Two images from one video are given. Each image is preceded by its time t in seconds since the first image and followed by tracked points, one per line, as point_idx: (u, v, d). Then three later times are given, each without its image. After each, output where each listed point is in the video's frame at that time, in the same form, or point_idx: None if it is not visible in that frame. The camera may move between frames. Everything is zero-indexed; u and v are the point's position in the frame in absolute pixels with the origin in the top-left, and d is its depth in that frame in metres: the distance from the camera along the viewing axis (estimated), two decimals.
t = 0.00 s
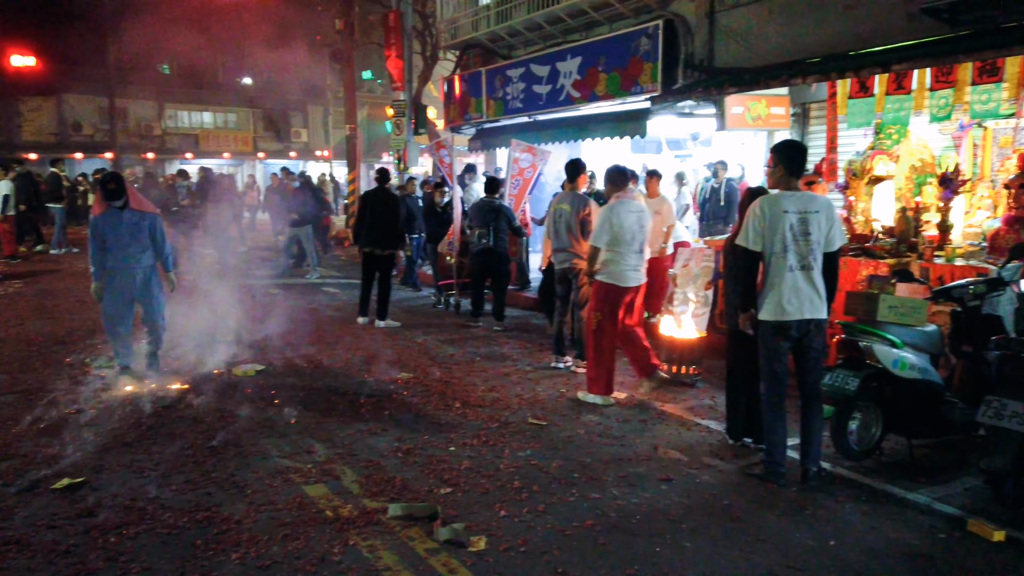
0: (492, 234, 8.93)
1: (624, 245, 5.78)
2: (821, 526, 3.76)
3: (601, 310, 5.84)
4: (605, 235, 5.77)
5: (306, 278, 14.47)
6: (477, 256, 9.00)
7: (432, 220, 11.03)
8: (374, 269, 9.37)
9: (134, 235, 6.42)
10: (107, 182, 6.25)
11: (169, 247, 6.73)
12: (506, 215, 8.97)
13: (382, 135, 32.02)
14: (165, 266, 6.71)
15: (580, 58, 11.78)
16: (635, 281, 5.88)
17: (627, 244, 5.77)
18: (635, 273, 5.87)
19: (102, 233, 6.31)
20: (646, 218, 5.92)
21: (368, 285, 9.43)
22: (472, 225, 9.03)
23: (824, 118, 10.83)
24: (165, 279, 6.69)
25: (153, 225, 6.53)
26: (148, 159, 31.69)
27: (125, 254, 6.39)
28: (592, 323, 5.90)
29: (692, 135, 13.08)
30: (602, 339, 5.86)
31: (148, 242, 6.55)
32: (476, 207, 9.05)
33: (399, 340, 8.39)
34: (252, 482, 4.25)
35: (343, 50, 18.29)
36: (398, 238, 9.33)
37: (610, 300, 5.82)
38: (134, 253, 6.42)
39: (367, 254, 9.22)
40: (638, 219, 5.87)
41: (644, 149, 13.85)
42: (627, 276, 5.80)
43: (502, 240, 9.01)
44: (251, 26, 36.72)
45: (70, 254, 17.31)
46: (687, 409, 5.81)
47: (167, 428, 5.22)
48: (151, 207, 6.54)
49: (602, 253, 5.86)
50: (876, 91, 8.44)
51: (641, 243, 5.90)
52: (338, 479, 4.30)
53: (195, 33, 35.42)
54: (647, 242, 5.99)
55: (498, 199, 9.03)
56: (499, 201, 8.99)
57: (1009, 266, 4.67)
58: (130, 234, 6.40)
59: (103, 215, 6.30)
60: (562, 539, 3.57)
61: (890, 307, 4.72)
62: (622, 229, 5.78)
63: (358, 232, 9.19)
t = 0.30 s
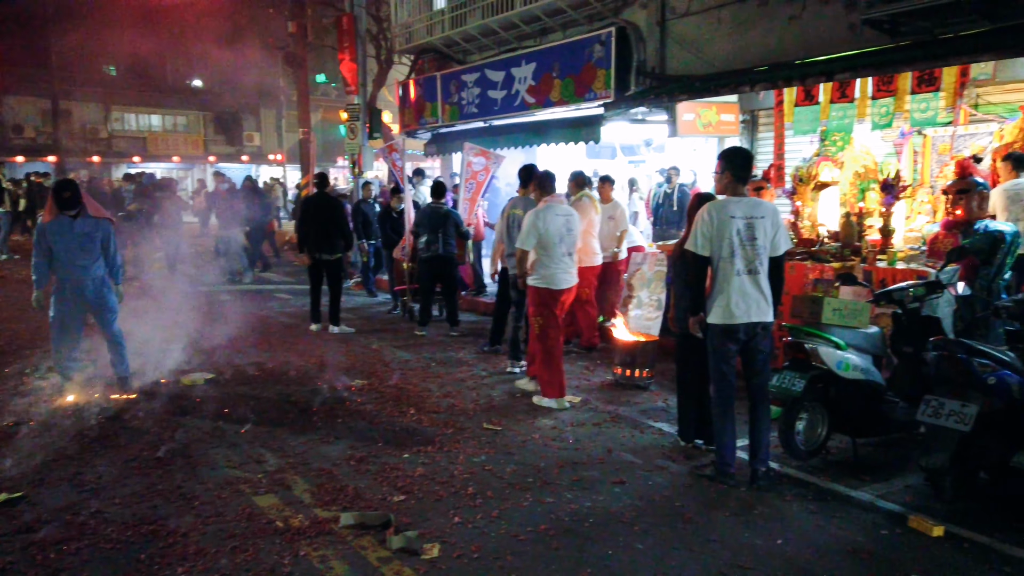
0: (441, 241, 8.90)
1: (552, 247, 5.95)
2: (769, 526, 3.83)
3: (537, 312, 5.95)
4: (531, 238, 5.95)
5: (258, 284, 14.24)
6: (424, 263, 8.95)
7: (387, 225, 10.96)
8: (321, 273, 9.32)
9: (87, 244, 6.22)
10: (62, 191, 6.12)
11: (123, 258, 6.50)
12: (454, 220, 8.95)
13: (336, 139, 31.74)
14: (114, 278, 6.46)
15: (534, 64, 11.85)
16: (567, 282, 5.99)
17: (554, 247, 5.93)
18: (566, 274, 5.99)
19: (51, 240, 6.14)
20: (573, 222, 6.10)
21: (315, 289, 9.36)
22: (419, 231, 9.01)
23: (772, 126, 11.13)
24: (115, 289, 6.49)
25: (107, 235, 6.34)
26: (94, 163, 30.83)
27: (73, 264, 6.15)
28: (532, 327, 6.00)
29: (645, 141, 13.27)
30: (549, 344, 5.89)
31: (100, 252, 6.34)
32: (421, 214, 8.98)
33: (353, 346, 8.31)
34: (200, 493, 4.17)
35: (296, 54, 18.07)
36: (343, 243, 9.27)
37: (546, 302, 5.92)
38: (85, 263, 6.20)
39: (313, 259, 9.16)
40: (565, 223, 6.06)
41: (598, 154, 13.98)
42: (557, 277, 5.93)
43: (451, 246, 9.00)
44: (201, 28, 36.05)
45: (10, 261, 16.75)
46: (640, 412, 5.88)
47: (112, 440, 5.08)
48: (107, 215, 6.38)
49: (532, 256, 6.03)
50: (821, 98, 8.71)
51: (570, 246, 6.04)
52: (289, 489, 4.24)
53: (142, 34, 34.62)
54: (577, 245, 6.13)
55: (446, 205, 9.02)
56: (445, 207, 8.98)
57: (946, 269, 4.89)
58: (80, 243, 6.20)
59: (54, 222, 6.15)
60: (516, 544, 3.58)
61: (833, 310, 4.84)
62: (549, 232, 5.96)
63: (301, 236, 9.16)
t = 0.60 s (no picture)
0: (387, 247, 8.84)
1: (484, 251, 6.09)
2: (720, 526, 3.90)
3: (468, 316, 6.16)
4: (463, 242, 6.08)
5: (211, 291, 13.99)
6: (371, 269, 8.87)
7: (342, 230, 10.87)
8: (269, 281, 9.23)
9: (45, 252, 6.02)
10: (22, 200, 5.97)
11: (85, 268, 6.29)
12: (399, 226, 8.96)
13: (291, 144, 31.37)
14: (77, 289, 6.26)
15: (491, 70, 11.88)
16: (498, 286, 6.17)
17: (486, 252, 6.07)
18: (498, 277, 6.17)
19: (13, 246, 5.96)
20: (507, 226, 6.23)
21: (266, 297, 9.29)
22: (365, 238, 8.95)
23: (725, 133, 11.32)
24: (77, 301, 6.28)
25: (69, 244, 6.14)
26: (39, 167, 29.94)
27: (34, 273, 5.96)
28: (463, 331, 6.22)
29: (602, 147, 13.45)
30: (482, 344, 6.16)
31: (62, 260, 6.13)
32: (365, 220, 8.95)
33: (308, 353, 8.22)
34: (147, 506, 4.08)
35: (250, 57, 17.82)
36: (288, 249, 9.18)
37: (473, 305, 6.11)
38: (42, 272, 6.00)
39: (261, 267, 9.07)
40: (498, 229, 6.17)
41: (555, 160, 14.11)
42: (488, 281, 6.10)
43: (397, 252, 8.94)
44: (151, 29, 35.28)
45: None
46: (596, 416, 5.93)
47: (55, 452, 4.94)
48: (71, 224, 6.16)
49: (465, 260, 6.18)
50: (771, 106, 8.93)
51: (504, 250, 6.19)
52: (240, 499, 4.18)
53: (90, 35, 33.74)
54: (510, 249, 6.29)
55: (390, 211, 9.00)
56: (391, 213, 8.98)
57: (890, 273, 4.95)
58: (40, 251, 6.01)
59: (14, 229, 5.96)
60: (471, 551, 3.58)
61: (782, 313, 4.94)
62: (481, 237, 6.09)
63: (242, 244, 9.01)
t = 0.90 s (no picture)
0: (337, 251, 8.93)
1: (419, 254, 6.24)
2: (676, 528, 3.94)
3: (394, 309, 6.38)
4: (397, 246, 6.22)
5: (164, 297, 13.70)
6: (321, 274, 8.94)
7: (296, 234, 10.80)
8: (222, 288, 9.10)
9: None
10: None
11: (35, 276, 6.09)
12: (350, 230, 8.96)
13: (247, 148, 30.90)
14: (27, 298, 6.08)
15: (449, 75, 11.86)
16: (432, 286, 6.33)
17: (420, 254, 6.22)
18: (433, 278, 6.33)
19: None
20: (441, 228, 6.38)
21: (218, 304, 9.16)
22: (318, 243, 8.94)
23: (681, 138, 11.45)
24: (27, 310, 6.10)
25: (16, 254, 5.91)
26: None
27: None
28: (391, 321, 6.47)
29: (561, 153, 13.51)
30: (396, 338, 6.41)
31: (11, 269, 5.93)
32: (314, 224, 8.93)
33: (264, 361, 8.10)
34: (95, 520, 3.97)
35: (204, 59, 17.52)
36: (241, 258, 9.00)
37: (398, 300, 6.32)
38: None
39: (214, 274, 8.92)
40: (432, 231, 6.32)
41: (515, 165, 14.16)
42: (423, 282, 6.27)
43: (349, 255, 9.03)
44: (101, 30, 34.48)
45: None
46: (555, 420, 5.95)
47: None
48: (18, 232, 5.92)
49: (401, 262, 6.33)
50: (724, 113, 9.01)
51: (439, 252, 6.34)
52: (192, 511, 4.10)
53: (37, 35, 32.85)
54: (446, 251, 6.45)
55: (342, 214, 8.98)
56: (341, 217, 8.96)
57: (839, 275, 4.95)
58: None
59: None
60: (429, 558, 3.56)
61: (735, 315, 5.02)
62: (416, 240, 6.23)
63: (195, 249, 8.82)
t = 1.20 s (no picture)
0: (295, 256, 8.79)
1: (348, 261, 6.30)
2: (639, 531, 3.97)
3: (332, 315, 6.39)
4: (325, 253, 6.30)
5: (119, 304, 13.40)
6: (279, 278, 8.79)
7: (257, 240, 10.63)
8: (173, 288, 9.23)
9: None
10: None
11: None
12: (308, 236, 8.84)
13: (206, 151, 30.42)
14: None
15: (412, 79, 11.83)
16: (363, 293, 6.38)
17: (347, 261, 6.29)
18: (364, 284, 6.37)
19: None
20: (372, 235, 6.41)
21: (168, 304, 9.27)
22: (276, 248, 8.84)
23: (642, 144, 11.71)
24: None
25: None
26: None
27: None
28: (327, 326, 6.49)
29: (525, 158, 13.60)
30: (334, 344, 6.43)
31: None
32: (273, 228, 8.83)
33: (223, 368, 7.96)
34: (46, 534, 3.87)
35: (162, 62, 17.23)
36: (191, 255, 9.19)
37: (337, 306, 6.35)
38: None
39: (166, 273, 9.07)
40: (362, 238, 6.36)
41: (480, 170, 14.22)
42: (353, 289, 6.33)
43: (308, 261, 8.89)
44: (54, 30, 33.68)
45: None
46: (520, 425, 5.96)
47: None
48: None
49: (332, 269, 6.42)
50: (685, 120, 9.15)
51: (370, 258, 6.38)
52: (148, 523, 4.01)
53: None
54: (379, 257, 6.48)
55: (302, 220, 8.87)
56: (300, 222, 8.85)
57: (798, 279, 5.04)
58: None
59: None
60: (391, 566, 3.54)
61: (697, 320, 5.09)
62: (344, 248, 6.28)
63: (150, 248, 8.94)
